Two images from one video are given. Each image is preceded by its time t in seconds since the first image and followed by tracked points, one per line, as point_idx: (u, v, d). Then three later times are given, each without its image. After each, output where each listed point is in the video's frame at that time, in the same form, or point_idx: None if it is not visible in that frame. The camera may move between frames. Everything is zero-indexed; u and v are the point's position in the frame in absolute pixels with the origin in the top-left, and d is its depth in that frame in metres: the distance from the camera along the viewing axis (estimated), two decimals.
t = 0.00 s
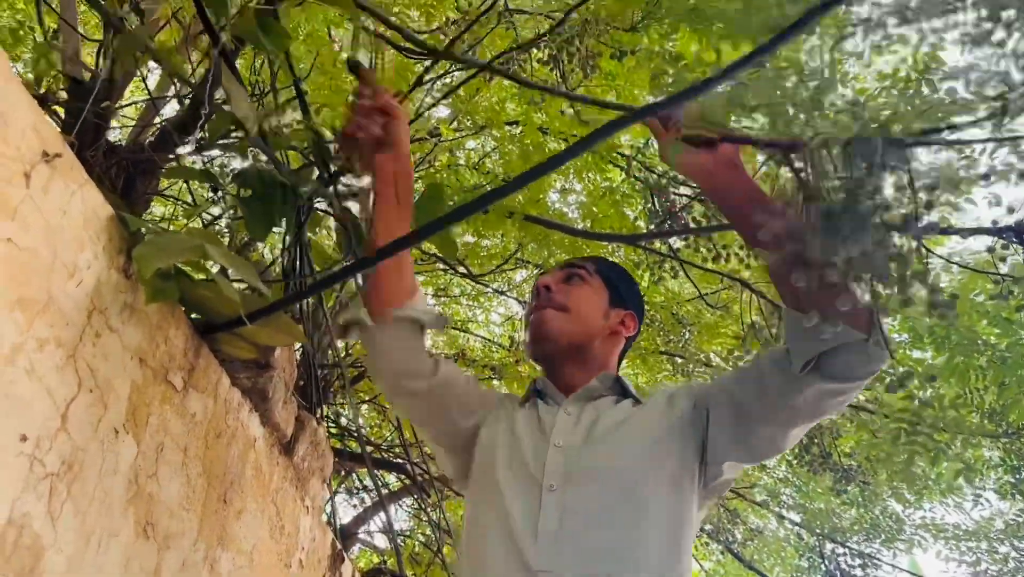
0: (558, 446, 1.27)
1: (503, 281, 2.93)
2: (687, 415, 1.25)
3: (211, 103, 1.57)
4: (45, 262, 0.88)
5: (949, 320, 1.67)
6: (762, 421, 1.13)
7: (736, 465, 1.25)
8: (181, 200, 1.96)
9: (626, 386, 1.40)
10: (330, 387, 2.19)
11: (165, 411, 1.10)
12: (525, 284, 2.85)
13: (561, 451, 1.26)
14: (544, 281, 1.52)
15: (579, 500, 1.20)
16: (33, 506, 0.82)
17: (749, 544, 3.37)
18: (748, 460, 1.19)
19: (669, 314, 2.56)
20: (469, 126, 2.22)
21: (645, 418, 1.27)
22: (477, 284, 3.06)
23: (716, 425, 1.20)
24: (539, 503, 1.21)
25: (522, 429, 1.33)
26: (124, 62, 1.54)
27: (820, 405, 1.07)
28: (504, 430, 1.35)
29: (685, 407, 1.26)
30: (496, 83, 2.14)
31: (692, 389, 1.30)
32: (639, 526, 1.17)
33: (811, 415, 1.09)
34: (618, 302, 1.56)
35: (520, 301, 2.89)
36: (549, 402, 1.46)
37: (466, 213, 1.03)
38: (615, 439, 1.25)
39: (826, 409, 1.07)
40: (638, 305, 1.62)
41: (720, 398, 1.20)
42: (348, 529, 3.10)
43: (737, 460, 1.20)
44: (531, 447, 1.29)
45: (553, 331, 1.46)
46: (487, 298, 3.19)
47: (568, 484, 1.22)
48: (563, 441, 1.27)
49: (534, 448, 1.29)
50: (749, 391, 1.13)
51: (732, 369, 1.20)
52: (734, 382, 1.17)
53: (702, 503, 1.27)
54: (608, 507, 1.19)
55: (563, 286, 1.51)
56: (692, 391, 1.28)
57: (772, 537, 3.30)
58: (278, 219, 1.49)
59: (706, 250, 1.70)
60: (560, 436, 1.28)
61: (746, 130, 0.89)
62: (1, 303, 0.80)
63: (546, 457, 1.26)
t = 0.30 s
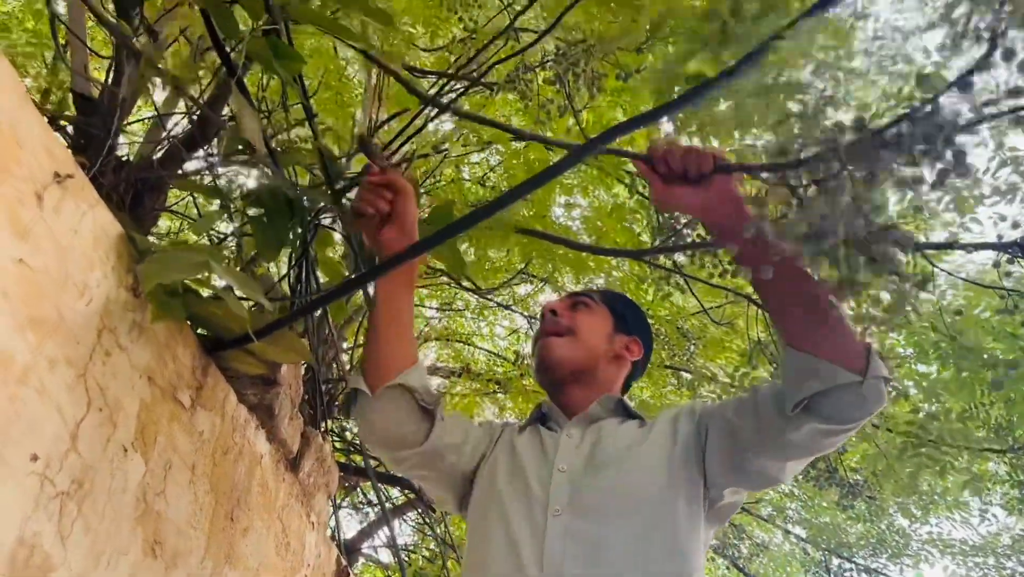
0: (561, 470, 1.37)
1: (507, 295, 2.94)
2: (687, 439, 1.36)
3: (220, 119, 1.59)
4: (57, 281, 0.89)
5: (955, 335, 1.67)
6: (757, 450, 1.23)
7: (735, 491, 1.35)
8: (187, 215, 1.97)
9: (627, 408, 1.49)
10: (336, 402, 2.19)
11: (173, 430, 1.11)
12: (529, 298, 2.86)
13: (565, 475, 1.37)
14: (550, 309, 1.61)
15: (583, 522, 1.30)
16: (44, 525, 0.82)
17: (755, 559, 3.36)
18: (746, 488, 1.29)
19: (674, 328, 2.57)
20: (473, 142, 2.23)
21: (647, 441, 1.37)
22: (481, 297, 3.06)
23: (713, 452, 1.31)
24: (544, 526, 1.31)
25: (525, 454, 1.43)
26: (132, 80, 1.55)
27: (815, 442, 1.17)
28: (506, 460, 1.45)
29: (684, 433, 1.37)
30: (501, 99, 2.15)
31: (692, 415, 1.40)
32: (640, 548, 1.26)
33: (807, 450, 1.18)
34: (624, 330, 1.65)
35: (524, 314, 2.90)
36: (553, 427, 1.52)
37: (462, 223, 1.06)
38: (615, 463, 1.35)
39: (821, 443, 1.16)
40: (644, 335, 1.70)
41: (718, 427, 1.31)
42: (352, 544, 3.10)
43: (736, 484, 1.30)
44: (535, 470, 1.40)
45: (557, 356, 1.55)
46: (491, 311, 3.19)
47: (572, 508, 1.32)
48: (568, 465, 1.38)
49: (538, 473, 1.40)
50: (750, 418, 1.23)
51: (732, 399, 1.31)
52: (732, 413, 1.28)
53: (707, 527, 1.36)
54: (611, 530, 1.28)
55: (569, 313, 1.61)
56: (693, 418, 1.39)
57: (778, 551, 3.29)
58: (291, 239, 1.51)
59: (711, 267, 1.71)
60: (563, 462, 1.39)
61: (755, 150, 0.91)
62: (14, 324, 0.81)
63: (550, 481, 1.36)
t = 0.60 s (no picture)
0: (570, 497, 1.38)
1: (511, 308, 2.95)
2: (696, 464, 1.39)
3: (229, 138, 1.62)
4: (70, 304, 0.90)
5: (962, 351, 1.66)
6: (766, 476, 1.27)
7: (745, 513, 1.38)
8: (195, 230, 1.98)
9: (634, 429, 1.52)
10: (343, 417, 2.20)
11: (183, 448, 1.12)
12: (534, 311, 2.86)
13: (575, 500, 1.38)
14: (557, 327, 1.63)
15: (597, 551, 1.31)
16: (57, 545, 0.83)
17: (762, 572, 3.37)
18: (752, 510, 1.33)
19: (679, 341, 2.58)
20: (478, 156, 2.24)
21: (657, 465, 1.39)
22: (485, 310, 3.07)
23: (722, 476, 1.34)
24: (559, 554, 1.32)
25: (530, 478, 1.44)
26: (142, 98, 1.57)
27: (822, 468, 1.21)
28: (514, 486, 1.45)
29: (692, 455, 1.40)
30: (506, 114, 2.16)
31: (697, 436, 1.43)
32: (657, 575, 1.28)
33: (811, 477, 1.23)
34: (631, 348, 1.66)
35: (529, 327, 2.91)
36: (559, 445, 1.53)
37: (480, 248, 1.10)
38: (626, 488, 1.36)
39: (824, 470, 1.22)
40: (652, 354, 1.71)
41: (725, 451, 1.34)
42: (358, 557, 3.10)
43: (748, 508, 1.33)
44: (544, 494, 1.41)
45: (565, 371, 1.56)
46: (496, 324, 3.18)
47: (585, 536, 1.33)
48: (577, 491, 1.39)
49: (547, 498, 1.40)
50: (763, 445, 1.26)
51: (738, 423, 1.34)
52: (739, 438, 1.31)
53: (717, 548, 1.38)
54: (626, 560, 1.30)
55: (575, 329, 1.62)
56: (699, 440, 1.42)
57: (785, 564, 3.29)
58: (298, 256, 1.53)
59: (717, 282, 1.71)
60: (572, 486, 1.40)
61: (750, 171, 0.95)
62: (27, 347, 0.82)
63: (561, 509, 1.37)
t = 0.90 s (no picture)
0: (582, 506, 1.40)
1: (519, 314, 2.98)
2: (705, 467, 1.40)
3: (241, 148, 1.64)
4: (92, 315, 0.92)
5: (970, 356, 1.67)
6: (776, 476, 1.29)
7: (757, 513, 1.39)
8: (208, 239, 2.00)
9: (643, 437, 1.53)
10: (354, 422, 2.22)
11: (201, 455, 1.14)
12: (543, 317, 2.88)
13: (587, 509, 1.40)
14: (567, 339, 1.66)
15: (611, 559, 1.33)
16: (81, 552, 0.85)
17: None
18: (763, 510, 1.35)
19: (687, 347, 2.59)
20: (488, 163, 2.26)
21: (668, 470, 1.40)
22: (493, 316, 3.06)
23: (732, 477, 1.36)
24: (574, 562, 1.34)
25: (541, 489, 1.46)
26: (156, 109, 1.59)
27: (829, 463, 1.23)
28: (524, 497, 1.47)
29: (702, 457, 1.41)
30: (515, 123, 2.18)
31: (706, 439, 1.44)
32: None
33: (820, 472, 1.24)
34: (640, 359, 1.68)
35: (538, 332, 2.92)
36: (570, 455, 1.55)
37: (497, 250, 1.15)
38: (638, 494, 1.38)
39: (836, 463, 1.23)
40: (660, 364, 1.74)
41: (734, 452, 1.36)
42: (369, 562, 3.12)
43: (759, 507, 1.35)
44: (556, 505, 1.43)
45: (575, 382, 1.59)
46: (504, 330, 3.16)
47: (600, 543, 1.35)
48: (589, 500, 1.41)
49: (560, 509, 1.42)
50: (771, 446, 1.28)
51: (745, 424, 1.36)
52: (746, 439, 1.33)
53: (729, 551, 1.40)
54: (642, 565, 1.31)
55: (586, 341, 1.65)
56: (708, 441, 1.43)
57: (794, 568, 3.30)
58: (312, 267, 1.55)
59: (727, 289, 1.72)
60: (585, 494, 1.42)
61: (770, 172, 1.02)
62: (52, 358, 0.84)
63: (574, 518, 1.39)
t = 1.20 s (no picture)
0: (584, 505, 1.44)
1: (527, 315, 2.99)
2: (703, 468, 1.43)
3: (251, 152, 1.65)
4: (111, 323, 0.93)
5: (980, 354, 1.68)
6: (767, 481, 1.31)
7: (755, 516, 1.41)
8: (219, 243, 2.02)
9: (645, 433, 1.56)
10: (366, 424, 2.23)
11: (218, 460, 1.15)
12: (552, 317, 2.89)
13: (589, 509, 1.43)
14: (563, 334, 1.66)
15: (611, 557, 1.37)
16: (102, 558, 0.86)
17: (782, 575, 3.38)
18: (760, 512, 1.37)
19: (697, 346, 2.60)
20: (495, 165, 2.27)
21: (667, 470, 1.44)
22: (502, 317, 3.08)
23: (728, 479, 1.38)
24: (574, 560, 1.38)
25: (546, 487, 1.50)
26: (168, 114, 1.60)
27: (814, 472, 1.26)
28: (527, 493, 1.52)
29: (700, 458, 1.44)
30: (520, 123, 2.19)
31: (707, 440, 1.47)
32: None
33: (809, 478, 1.27)
34: (637, 349, 1.70)
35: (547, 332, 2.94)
36: (575, 456, 1.57)
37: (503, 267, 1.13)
38: (638, 495, 1.41)
39: (821, 477, 1.27)
40: (658, 354, 1.76)
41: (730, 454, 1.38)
42: (381, 562, 3.13)
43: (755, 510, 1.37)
44: (559, 504, 1.47)
45: (574, 379, 1.60)
46: (513, 331, 3.18)
47: (601, 542, 1.39)
48: (591, 499, 1.45)
49: (563, 508, 1.46)
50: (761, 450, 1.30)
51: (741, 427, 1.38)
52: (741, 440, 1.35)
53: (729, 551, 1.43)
54: (638, 564, 1.35)
55: (581, 338, 1.65)
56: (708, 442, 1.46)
57: (804, 567, 3.31)
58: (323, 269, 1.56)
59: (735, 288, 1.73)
60: (586, 493, 1.46)
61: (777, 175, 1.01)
62: (72, 365, 0.85)
63: (576, 517, 1.43)
